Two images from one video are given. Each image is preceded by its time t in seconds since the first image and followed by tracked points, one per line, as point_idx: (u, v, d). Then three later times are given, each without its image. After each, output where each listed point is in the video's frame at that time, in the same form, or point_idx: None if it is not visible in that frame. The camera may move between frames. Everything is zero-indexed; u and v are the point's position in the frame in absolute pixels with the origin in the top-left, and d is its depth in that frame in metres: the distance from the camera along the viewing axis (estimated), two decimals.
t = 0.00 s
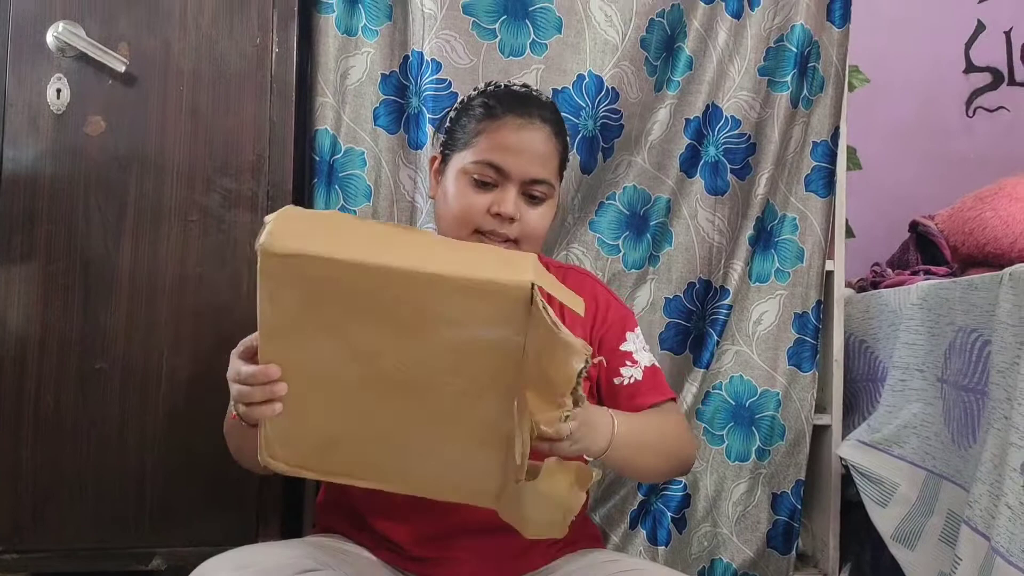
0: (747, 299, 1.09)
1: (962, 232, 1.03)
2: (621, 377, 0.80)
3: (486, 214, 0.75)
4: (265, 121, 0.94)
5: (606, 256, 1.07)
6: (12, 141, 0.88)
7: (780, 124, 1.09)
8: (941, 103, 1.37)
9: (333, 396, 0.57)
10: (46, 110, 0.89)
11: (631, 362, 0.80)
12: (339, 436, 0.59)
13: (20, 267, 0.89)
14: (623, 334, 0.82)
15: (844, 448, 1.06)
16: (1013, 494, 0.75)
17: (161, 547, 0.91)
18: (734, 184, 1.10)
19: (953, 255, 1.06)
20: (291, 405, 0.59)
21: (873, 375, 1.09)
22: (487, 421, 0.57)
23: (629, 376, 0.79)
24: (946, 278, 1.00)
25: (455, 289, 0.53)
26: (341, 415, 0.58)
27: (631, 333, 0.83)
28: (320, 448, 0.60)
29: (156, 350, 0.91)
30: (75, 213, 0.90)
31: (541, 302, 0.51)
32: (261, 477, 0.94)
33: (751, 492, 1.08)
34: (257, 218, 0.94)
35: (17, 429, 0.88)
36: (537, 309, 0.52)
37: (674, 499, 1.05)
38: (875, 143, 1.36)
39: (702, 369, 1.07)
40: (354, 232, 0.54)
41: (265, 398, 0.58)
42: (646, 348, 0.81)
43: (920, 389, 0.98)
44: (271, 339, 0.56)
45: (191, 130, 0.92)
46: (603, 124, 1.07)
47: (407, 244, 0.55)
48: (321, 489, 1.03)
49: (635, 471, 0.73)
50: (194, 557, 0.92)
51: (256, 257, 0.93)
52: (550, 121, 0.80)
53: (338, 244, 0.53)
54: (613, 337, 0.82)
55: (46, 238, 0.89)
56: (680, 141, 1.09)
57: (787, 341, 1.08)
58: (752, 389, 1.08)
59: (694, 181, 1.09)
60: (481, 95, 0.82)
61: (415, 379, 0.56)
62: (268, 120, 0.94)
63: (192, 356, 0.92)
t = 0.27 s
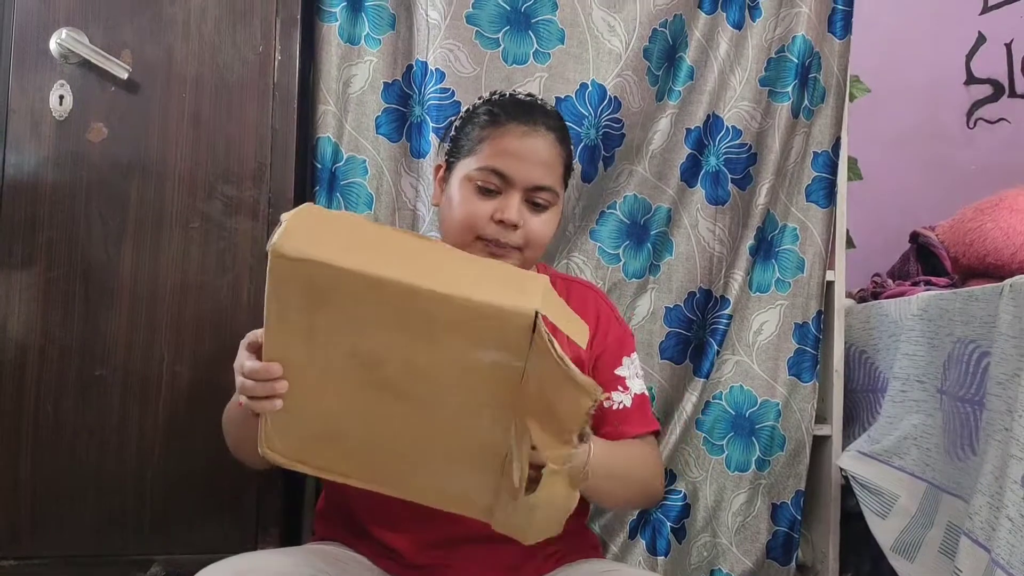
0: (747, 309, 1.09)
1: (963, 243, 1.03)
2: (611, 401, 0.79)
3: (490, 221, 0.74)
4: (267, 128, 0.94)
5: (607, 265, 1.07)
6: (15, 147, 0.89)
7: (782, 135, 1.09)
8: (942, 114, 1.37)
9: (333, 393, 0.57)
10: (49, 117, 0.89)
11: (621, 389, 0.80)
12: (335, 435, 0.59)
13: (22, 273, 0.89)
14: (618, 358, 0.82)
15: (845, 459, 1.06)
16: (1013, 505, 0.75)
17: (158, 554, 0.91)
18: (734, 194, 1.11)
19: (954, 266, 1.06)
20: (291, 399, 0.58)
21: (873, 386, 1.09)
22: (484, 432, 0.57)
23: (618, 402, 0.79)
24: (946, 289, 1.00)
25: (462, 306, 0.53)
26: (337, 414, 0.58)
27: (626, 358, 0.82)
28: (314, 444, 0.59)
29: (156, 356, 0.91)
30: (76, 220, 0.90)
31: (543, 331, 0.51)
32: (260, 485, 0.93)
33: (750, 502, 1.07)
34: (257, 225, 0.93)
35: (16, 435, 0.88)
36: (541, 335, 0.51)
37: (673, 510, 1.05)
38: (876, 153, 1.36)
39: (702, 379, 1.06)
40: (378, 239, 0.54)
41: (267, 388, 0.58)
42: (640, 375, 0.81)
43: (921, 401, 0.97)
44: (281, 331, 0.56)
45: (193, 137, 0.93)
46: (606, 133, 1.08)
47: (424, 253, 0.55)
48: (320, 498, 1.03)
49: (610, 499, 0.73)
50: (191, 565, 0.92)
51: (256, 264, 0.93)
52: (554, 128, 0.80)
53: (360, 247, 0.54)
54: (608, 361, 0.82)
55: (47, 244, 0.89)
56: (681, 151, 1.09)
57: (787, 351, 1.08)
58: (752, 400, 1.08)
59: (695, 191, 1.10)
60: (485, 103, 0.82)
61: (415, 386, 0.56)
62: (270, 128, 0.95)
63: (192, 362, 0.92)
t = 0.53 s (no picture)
0: (748, 310, 1.09)
1: (963, 245, 1.03)
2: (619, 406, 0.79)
3: (424, 211, 0.77)
4: (268, 130, 0.94)
5: (608, 267, 1.07)
6: (16, 148, 0.89)
7: (782, 137, 1.09)
8: (943, 117, 1.37)
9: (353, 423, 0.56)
10: (50, 118, 0.90)
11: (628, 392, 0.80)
12: (355, 462, 0.58)
13: (23, 274, 0.89)
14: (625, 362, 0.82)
15: (845, 461, 1.05)
16: (1014, 507, 0.75)
17: (159, 555, 0.91)
18: (734, 196, 1.11)
19: (954, 268, 1.06)
20: (314, 432, 0.57)
21: (874, 388, 1.09)
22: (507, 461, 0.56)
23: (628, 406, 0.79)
24: (947, 291, 1.00)
25: (491, 343, 0.53)
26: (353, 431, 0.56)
27: (633, 361, 0.82)
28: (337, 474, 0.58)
29: (157, 357, 0.91)
30: (77, 221, 0.90)
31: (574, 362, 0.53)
32: (261, 486, 0.93)
33: (751, 504, 1.07)
34: (258, 226, 0.93)
35: (17, 435, 0.88)
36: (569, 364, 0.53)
37: (674, 511, 1.05)
38: (876, 155, 1.37)
39: (703, 380, 1.07)
40: (391, 270, 0.54)
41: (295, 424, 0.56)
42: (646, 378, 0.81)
43: (922, 403, 0.97)
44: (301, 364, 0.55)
45: (194, 138, 0.93)
46: (606, 134, 1.08)
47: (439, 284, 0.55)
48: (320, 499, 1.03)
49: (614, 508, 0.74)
50: (191, 566, 0.92)
51: (257, 265, 0.93)
52: (492, 112, 0.81)
53: (373, 282, 0.53)
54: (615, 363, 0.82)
55: (48, 245, 0.89)
56: (682, 153, 1.10)
57: (788, 353, 1.09)
58: (752, 401, 1.08)
59: (696, 193, 1.10)
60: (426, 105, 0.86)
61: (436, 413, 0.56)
62: (271, 129, 0.95)
63: (193, 363, 0.92)
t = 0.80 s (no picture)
0: (750, 305, 1.09)
1: (966, 240, 1.03)
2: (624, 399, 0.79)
3: (430, 207, 0.78)
4: (270, 124, 0.94)
5: (610, 261, 1.08)
6: (18, 143, 0.89)
7: (785, 131, 1.09)
8: (945, 112, 1.37)
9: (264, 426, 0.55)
10: (52, 112, 0.89)
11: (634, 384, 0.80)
12: (284, 457, 0.57)
13: (26, 268, 0.89)
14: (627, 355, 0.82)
15: (848, 456, 1.06)
16: (1016, 502, 0.75)
17: (162, 548, 0.91)
18: (737, 190, 1.10)
19: (957, 263, 1.06)
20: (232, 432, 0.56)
21: (876, 383, 1.09)
22: (417, 453, 0.54)
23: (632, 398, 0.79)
24: (950, 286, 1.00)
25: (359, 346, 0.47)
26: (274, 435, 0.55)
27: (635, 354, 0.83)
28: (261, 465, 0.59)
29: (160, 352, 0.91)
30: (80, 216, 0.90)
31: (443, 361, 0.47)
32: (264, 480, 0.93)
33: (753, 498, 1.08)
34: (261, 221, 0.93)
35: (21, 430, 0.88)
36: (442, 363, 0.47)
37: (675, 505, 1.06)
38: (879, 150, 1.37)
39: (704, 375, 1.07)
40: (275, 268, 0.49)
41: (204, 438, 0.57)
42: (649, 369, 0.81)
43: (923, 397, 0.98)
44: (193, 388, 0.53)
45: (196, 132, 0.92)
46: (609, 129, 1.07)
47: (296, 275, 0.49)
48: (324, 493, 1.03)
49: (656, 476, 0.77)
50: (194, 560, 0.92)
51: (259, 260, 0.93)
52: (489, 104, 0.82)
53: (233, 289, 0.48)
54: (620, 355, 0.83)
55: (50, 240, 0.89)
56: (684, 148, 1.10)
57: (790, 347, 1.09)
58: (754, 396, 1.08)
59: (699, 188, 1.10)
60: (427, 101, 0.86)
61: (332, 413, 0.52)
62: (273, 123, 0.94)
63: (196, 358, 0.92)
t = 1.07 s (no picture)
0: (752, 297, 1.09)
1: (969, 233, 1.03)
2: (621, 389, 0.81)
3: (481, 203, 0.76)
4: (272, 114, 0.93)
5: (612, 252, 1.08)
6: (19, 132, 0.88)
7: (788, 123, 1.09)
8: (948, 105, 1.36)
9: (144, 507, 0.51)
10: (53, 101, 0.89)
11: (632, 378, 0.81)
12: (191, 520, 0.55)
13: (27, 258, 0.88)
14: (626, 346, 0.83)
15: (849, 448, 1.06)
16: (1017, 495, 0.74)
17: (163, 538, 0.91)
18: (740, 182, 1.10)
19: (959, 255, 1.06)
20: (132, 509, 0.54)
21: (878, 375, 1.09)
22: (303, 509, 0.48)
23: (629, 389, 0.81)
24: (952, 278, 1.00)
25: (140, 467, 0.40)
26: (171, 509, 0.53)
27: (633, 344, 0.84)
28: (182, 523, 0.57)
29: (161, 342, 0.91)
30: (81, 206, 0.90)
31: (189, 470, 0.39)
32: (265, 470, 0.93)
33: (753, 490, 1.09)
34: (262, 211, 0.93)
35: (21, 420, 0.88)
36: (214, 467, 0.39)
37: (676, 497, 1.05)
38: (881, 143, 1.36)
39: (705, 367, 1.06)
40: (43, 391, 0.44)
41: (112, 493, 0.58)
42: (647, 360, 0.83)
43: (924, 390, 0.98)
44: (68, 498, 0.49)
45: (198, 122, 0.92)
46: (612, 120, 1.07)
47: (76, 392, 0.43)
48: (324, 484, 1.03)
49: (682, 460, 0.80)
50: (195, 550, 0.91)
51: (261, 250, 0.92)
52: (534, 102, 0.80)
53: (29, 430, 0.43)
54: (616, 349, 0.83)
55: (51, 229, 0.89)
56: (687, 139, 1.10)
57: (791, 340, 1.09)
58: (755, 388, 1.09)
59: (700, 180, 1.10)
60: (454, 86, 0.82)
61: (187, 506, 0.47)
62: (275, 113, 0.94)
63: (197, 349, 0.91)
